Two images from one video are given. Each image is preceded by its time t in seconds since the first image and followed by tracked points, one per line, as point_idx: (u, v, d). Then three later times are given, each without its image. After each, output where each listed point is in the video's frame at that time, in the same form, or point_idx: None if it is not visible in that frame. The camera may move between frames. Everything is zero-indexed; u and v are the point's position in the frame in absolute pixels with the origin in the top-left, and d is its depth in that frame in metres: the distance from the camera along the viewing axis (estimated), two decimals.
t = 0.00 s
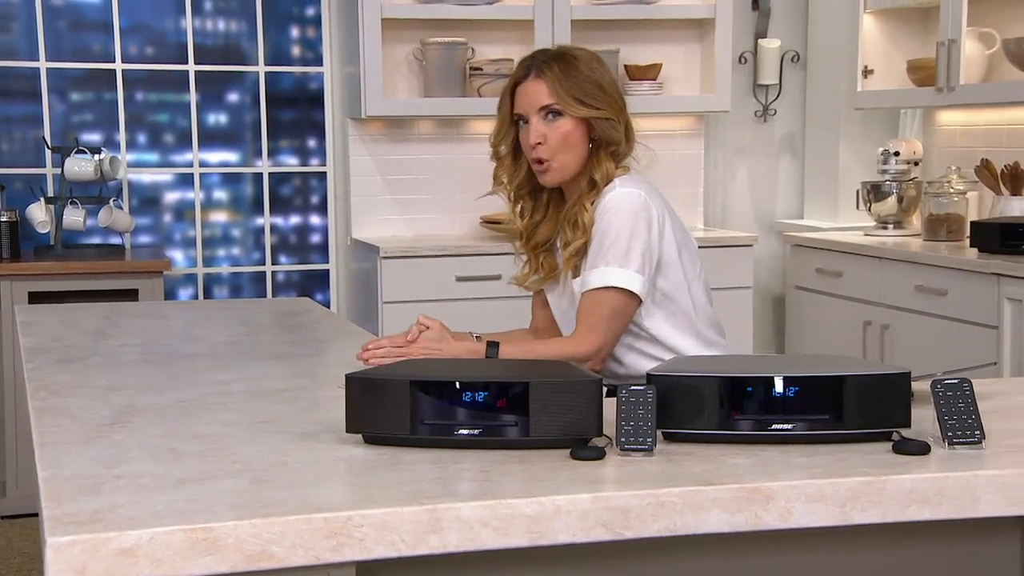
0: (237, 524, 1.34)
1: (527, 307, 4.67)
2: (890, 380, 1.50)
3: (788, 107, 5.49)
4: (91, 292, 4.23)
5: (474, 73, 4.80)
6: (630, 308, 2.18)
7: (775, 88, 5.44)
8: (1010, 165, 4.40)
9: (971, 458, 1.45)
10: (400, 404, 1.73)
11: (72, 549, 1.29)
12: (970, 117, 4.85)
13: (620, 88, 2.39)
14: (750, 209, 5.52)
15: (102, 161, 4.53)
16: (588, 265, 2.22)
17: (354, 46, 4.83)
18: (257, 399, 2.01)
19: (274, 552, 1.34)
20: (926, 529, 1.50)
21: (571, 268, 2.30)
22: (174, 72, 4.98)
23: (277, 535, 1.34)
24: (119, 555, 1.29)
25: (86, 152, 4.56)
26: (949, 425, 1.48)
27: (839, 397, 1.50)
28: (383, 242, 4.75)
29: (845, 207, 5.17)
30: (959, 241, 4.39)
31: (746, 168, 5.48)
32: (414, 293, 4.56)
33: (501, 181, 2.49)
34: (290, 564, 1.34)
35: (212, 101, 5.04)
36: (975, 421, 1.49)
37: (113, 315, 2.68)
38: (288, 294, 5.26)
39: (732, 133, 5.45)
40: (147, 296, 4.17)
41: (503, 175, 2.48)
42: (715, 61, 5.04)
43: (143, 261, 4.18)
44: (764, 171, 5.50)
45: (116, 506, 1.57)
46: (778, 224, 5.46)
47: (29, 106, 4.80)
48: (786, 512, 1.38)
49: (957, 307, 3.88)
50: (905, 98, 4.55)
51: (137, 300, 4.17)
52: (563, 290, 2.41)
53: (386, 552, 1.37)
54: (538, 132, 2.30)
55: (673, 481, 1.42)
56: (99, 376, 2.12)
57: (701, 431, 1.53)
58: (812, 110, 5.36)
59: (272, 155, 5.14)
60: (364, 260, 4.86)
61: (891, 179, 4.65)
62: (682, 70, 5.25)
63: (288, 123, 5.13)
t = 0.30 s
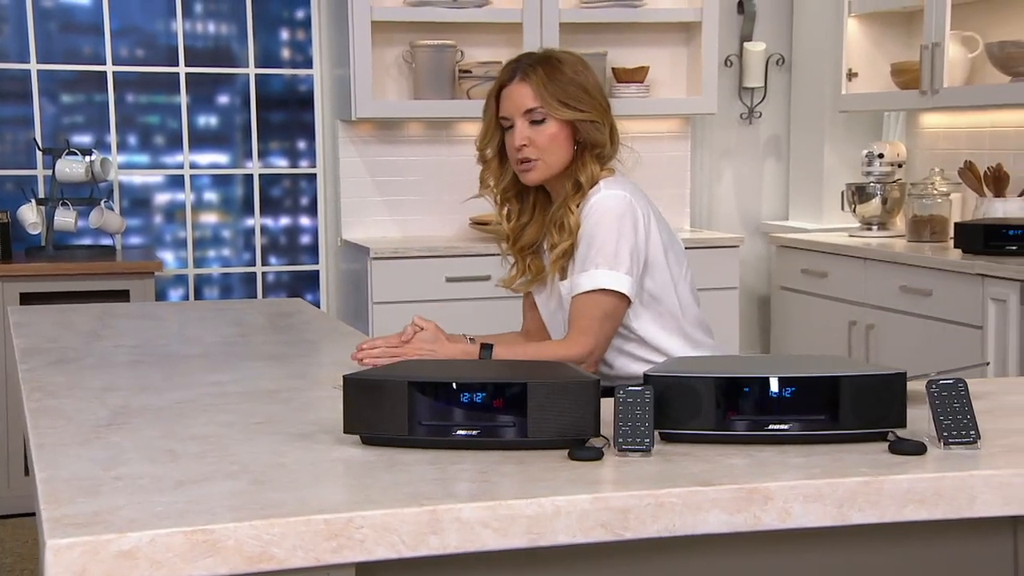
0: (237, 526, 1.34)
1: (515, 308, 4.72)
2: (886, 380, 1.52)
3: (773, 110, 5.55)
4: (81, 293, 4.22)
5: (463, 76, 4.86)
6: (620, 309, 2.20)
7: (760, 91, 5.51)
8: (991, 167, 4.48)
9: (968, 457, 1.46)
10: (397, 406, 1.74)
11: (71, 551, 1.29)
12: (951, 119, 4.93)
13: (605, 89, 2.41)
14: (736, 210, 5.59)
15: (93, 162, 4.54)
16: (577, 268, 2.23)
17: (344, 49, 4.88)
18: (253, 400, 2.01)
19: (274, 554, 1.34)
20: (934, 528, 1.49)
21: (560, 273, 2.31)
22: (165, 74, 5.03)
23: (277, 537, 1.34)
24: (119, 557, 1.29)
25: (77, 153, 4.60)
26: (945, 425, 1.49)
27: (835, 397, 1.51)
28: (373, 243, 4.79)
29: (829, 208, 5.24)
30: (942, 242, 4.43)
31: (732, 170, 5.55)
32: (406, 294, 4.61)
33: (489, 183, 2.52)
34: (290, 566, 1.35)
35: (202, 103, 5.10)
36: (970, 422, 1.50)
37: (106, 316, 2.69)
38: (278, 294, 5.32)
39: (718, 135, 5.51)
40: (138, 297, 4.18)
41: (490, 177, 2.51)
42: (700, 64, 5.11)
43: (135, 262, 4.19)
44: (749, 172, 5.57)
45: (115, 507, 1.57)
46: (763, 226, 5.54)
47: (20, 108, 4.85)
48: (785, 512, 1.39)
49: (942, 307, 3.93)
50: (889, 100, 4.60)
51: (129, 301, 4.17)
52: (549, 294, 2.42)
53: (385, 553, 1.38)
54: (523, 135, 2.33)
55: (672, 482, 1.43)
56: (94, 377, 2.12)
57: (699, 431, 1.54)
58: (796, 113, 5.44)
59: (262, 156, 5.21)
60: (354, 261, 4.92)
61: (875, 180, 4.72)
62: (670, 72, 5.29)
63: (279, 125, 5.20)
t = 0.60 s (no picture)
0: (238, 528, 1.35)
1: (505, 310, 4.76)
2: (883, 380, 1.53)
3: (759, 112, 5.62)
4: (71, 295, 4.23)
5: (453, 78, 4.90)
6: (617, 310, 2.23)
7: (746, 94, 5.57)
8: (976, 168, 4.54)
9: (966, 456, 1.47)
10: (396, 407, 1.74)
11: (72, 554, 1.30)
12: (935, 122, 4.99)
13: (606, 91, 2.40)
14: (722, 212, 5.64)
15: (84, 165, 4.55)
16: (575, 266, 2.25)
17: (334, 51, 4.92)
18: (250, 401, 2.00)
19: (276, 556, 1.35)
20: (939, 527, 1.49)
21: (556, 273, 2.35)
22: (156, 75, 5.09)
23: (279, 539, 1.35)
24: (120, 559, 1.30)
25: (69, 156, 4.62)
26: (942, 425, 1.50)
27: (833, 397, 1.53)
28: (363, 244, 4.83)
29: (814, 210, 5.29)
30: (926, 244, 4.47)
31: (718, 172, 5.61)
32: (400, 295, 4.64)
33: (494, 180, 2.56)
34: (291, 568, 1.36)
35: (193, 105, 5.16)
36: (967, 421, 1.50)
37: (102, 318, 2.69)
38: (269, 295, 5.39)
39: (704, 138, 5.57)
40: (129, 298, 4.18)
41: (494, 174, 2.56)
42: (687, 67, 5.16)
43: (125, 264, 4.19)
44: (735, 174, 5.63)
45: (115, 509, 1.58)
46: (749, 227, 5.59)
47: (12, 110, 4.89)
48: (785, 513, 1.40)
49: (927, 308, 3.98)
50: (875, 103, 4.66)
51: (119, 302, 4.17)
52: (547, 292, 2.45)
53: (386, 555, 1.39)
54: (516, 136, 2.36)
55: (672, 483, 1.44)
56: (92, 378, 2.12)
57: (697, 431, 1.56)
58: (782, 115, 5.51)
59: (253, 158, 5.28)
60: (345, 262, 4.96)
61: (863, 182, 4.74)
62: (657, 75, 5.35)
63: (269, 127, 5.27)
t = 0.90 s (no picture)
0: (242, 530, 1.36)
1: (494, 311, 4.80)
2: (882, 383, 1.56)
3: (747, 114, 5.66)
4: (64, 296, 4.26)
5: (444, 80, 4.94)
6: (610, 301, 2.16)
7: (734, 96, 5.61)
8: (963, 170, 4.59)
9: (964, 456, 1.49)
10: (396, 408, 1.73)
11: (75, 557, 1.31)
12: (920, 125, 5.06)
13: (626, 86, 2.35)
14: (711, 214, 5.68)
15: (77, 166, 4.59)
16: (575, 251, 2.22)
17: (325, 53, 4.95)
18: (248, 402, 2.00)
19: (279, 558, 1.37)
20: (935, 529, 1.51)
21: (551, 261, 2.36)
22: (148, 77, 5.12)
23: (282, 541, 1.37)
24: (123, 562, 1.32)
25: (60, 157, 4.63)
26: (941, 426, 1.51)
27: (832, 399, 1.55)
28: (356, 245, 4.88)
29: (801, 212, 5.36)
30: (912, 245, 4.52)
31: (706, 174, 5.65)
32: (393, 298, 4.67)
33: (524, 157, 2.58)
34: (295, 570, 1.37)
35: (185, 107, 5.19)
36: (966, 422, 1.51)
37: (96, 320, 2.69)
38: (260, 296, 5.41)
39: (692, 140, 5.61)
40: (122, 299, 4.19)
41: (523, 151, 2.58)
42: (675, 69, 5.19)
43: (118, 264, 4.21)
44: (723, 176, 5.67)
45: (117, 512, 1.58)
46: (737, 229, 5.64)
47: (3, 111, 4.92)
48: (786, 514, 1.41)
49: (913, 308, 4.02)
50: (861, 106, 4.72)
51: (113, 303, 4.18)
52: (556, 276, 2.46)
53: (389, 557, 1.40)
54: (529, 121, 2.37)
55: (674, 485, 1.45)
56: (89, 379, 2.12)
57: (696, 432, 1.58)
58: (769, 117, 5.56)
59: (244, 160, 5.30)
60: (337, 263, 4.99)
61: (848, 184, 4.84)
62: (645, 78, 5.38)
63: (261, 129, 5.29)
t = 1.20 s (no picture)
0: (245, 533, 1.37)
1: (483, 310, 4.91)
2: (880, 384, 1.58)
3: (735, 116, 5.70)
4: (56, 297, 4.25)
5: (435, 82, 5.03)
6: (603, 289, 2.22)
7: (721, 99, 5.66)
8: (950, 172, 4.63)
9: (963, 457, 1.51)
10: (396, 410, 1.72)
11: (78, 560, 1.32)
12: (906, 128, 5.13)
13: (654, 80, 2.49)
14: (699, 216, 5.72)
15: (69, 167, 4.58)
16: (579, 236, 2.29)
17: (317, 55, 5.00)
18: (246, 403, 2.00)
19: (283, 561, 1.38)
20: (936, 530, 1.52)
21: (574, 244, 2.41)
22: (139, 79, 5.16)
23: (285, 544, 1.38)
24: (126, 565, 1.33)
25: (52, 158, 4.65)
26: (941, 427, 1.53)
27: (831, 399, 1.57)
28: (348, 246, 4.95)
29: (789, 213, 5.41)
30: (899, 246, 4.56)
31: (693, 176, 5.69)
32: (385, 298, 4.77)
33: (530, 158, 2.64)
34: (298, 573, 1.38)
35: (176, 109, 5.22)
36: (965, 423, 1.53)
37: (91, 322, 2.69)
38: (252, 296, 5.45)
39: (680, 141, 5.64)
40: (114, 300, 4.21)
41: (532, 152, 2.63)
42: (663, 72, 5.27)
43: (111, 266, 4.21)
44: (710, 178, 5.71)
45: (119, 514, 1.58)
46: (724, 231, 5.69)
47: None
48: (788, 515, 1.43)
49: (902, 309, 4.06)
50: (848, 108, 4.76)
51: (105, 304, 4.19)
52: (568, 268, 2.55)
53: (392, 560, 1.41)
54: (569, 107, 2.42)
55: (677, 487, 1.47)
56: (85, 382, 2.12)
57: (697, 434, 1.59)
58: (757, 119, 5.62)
59: (236, 161, 5.34)
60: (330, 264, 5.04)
61: (836, 185, 4.87)
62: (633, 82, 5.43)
63: (252, 131, 5.33)
